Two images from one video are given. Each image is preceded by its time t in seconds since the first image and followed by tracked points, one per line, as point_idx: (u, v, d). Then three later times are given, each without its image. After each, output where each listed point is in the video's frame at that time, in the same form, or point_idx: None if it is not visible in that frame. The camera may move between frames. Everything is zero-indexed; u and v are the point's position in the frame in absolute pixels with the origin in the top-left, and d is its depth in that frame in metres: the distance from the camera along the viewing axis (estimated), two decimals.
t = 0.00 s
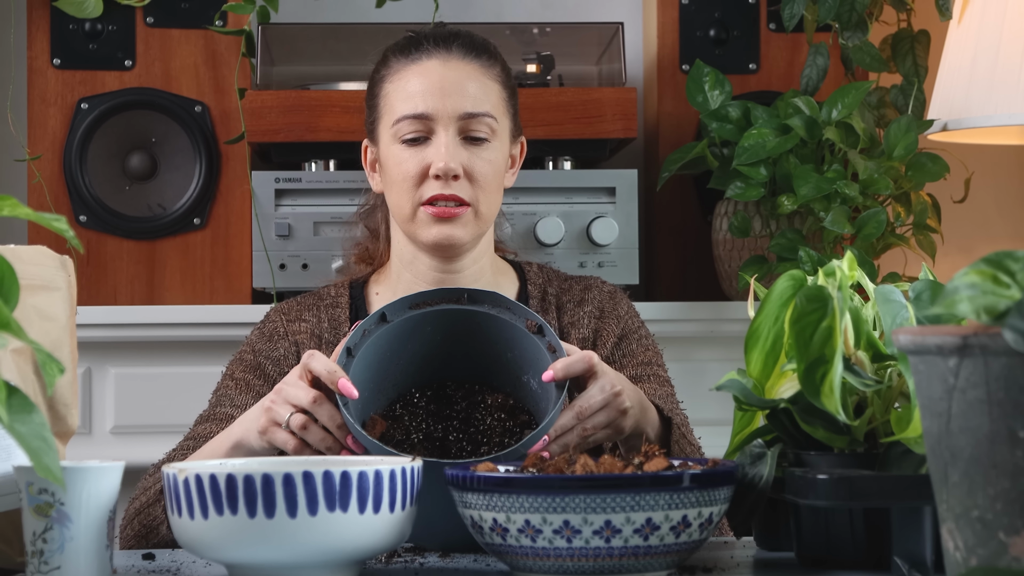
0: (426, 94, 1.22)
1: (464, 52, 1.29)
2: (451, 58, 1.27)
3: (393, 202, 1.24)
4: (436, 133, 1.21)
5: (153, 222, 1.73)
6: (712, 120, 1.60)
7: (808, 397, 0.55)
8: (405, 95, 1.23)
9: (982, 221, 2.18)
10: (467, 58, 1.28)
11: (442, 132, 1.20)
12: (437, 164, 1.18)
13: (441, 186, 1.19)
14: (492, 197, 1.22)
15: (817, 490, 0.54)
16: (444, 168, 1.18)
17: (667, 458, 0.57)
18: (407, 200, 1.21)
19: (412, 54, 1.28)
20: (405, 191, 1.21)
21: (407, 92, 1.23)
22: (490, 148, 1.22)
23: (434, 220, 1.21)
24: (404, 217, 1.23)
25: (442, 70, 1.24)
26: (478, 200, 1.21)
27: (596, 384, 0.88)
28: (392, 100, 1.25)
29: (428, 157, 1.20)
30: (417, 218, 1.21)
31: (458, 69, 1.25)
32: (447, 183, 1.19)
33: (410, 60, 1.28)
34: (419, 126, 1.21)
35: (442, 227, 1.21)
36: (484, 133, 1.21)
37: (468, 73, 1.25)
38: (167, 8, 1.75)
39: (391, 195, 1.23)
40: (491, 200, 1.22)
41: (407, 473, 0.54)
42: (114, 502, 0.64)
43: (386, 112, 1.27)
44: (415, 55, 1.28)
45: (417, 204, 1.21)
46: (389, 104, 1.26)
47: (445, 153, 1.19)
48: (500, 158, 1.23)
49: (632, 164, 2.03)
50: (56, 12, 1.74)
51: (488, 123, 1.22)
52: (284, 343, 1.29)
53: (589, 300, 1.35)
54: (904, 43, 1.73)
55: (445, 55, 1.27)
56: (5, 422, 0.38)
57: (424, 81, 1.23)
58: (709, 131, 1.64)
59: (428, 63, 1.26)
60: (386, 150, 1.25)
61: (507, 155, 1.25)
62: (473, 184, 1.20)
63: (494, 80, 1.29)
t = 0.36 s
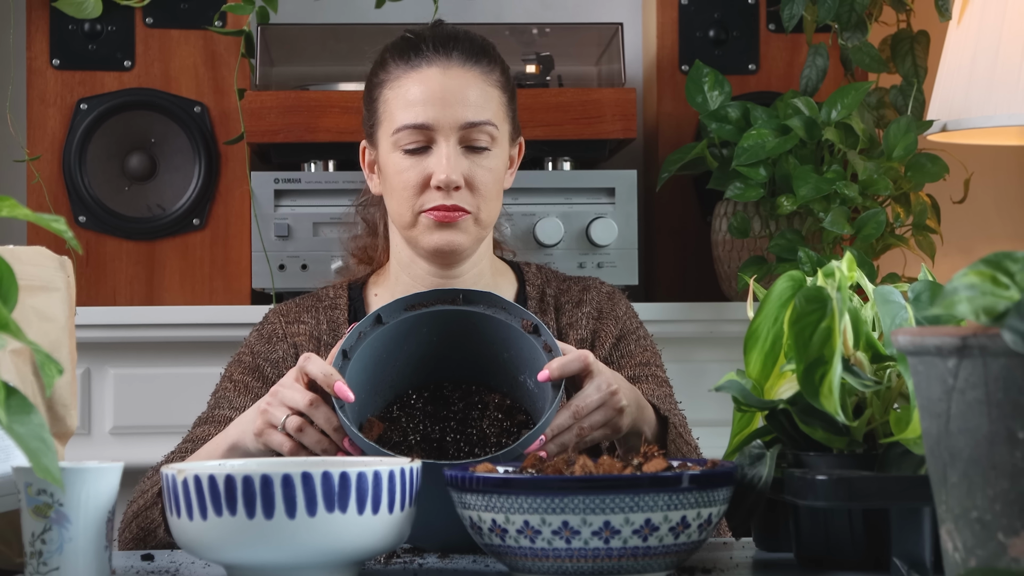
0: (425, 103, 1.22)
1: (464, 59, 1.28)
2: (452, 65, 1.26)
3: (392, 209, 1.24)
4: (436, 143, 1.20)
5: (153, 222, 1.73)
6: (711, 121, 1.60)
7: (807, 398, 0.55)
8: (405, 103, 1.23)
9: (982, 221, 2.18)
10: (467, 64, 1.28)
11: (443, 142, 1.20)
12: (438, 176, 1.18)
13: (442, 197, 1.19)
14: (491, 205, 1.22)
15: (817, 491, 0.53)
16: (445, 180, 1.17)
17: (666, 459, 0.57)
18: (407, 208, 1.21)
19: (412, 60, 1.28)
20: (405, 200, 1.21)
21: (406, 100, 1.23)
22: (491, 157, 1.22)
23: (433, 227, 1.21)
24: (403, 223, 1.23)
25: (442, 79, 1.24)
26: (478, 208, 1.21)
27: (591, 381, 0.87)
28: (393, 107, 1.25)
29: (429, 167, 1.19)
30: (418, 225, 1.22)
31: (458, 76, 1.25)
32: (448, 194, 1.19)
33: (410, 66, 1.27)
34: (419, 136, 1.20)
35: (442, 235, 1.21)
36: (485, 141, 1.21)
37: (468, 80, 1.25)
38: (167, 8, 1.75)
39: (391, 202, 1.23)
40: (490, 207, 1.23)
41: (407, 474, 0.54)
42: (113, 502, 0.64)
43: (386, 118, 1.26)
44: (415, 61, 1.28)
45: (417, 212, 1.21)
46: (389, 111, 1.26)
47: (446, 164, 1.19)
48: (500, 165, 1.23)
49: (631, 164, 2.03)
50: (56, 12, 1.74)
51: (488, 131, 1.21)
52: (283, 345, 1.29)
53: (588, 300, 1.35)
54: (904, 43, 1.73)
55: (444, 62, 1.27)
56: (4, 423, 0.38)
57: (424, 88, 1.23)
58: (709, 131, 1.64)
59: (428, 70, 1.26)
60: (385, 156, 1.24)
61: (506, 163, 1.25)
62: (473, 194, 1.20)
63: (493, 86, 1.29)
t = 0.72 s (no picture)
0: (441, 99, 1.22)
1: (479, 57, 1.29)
2: (468, 63, 1.27)
3: (415, 209, 1.23)
4: (460, 139, 1.20)
5: (151, 221, 1.73)
6: (709, 120, 1.60)
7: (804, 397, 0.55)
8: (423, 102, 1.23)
9: (980, 220, 2.18)
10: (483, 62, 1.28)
11: (467, 138, 1.20)
12: (467, 172, 1.17)
13: (470, 193, 1.18)
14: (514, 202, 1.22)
15: (814, 490, 0.54)
16: (474, 175, 1.17)
17: (663, 458, 0.57)
18: (433, 207, 1.20)
19: (427, 59, 1.28)
20: (432, 198, 1.20)
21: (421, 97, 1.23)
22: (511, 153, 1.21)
23: (460, 225, 1.20)
24: (428, 223, 1.22)
25: (460, 74, 1.25)
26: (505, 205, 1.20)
27: (574, 366, 0.89)
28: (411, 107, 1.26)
29: (458, 164, 1.19)
30: (443, 223, 1.20)
31: (475, 73, 1.26)
32: (476, 190, 1.18)
33: (425, 65, 1.28)
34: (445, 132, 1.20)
35: (467, 232, 1.20)
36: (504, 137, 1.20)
37: (485, 77, 1.25)
38: (164, 6, 1.74)
39: (413, 202, 1.22)
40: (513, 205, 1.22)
41: (404, 473, 0.54)
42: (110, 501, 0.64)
43: (403, 117, 1.27)
44: (430, 58, 1.29)
45: (443, 210, 1.20)
46: (407, 110, 1.26)
47: (473, 159, 1.18)
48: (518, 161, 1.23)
49: (630, 163, 2.03)
50: (53, 11, 1.74)
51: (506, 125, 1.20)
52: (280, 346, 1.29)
53: (588, 302, 1.35)
54: (902, 42, 1.74)
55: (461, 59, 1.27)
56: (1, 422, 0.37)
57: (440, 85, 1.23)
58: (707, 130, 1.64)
59: (445, 67, 1.26)
60: (402, 157, 1.24)
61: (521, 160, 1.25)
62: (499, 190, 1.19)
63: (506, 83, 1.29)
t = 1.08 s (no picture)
0: (425, 96, 1.22)
1: (466, 53, 1.29)
2: (452, 60, 1.27)
3: (392, 204, 1.23)
4: (434, 137, 1.20)
5: (148, 219, 1.73)
6: (707, 117, 1.60)
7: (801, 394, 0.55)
8: (405, 97, 1.23)
9: (978, 217, 2.18)
10: (469, 59, 1.28)
11: (441, 137, 1.20)
12: (433, 171, 1.17)
13: (437, 193, 1.18)
14: (489, 203, 1.21)
15: (811, 488, 0.53)
16: (440, 175, 1.17)
17: (661, 455, 0.57)
18: (404, 203, 1.20)
19: (415, 55, 1.28)
20: (403, 194, 1.20)
21: (407, 93, 1.23)
22: (490, 154, 1.21)
23: (428, 225, 1.20)
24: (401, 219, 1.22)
25: (444, 72, 1.25)
26: (475, 205, 1.20)
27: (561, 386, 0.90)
28: (394, 101, 1.25)
29: (426, 162, 1.19)
30: (415, 221, 1.20)
31: (459, 71, 1.25)
32: (443, 190, 1.18)
33: (411, 61, 1.28)
34: (417, 129, 1.20)
35: (440, 231, 1.20)
36: (485, 137, 1.21)
37: (470, 76, 1.25)
38: (161, 4, 1.74)
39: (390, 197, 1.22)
40: (488, 205, 1.22)
41: (401, 470, 0.54)
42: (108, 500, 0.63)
43: (387, 111, 1.26)
44: (417, 54, 1.28)
45: (413, 208, 1.20)
46: (390, 104, 1.26)
47: (443, 159, 1.18)
48: (500, 162, 1.23)
49: (628, 160, 2.03)
50: (51, 8, 1.74)
51: (488, 128, 1.22)
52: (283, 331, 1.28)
53: (598, 307, 1.35)
54: (900, 40, 1.74)
55: (446, 57, 1.27)
56: None
57: (426, 82, 1.23)
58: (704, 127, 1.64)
59: (428, 64, 1.26)
60: (386, 150, 1.24)
61: (507, 160, 1.25)
62: (470, 191, 1.20)
63: (496, 81, 1.28)
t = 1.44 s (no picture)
0: (435, 99, 1.21)
1: (475, 54, 1.29)
2: (461, 61, 1.27)
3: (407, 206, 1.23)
4: (444, 139, 1.20)
5: (149, 218, 1.73)
6: (707, 116, 1.60)
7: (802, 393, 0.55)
8: (415, 99, 1.22)
9: (977, 217, 2.19)
10: (478, 60, 1.28)
11: (451, 139, 1.20)
12: (444, 172, 1.17)
13: (450, 194, 1.18)
14: (503, 203, 1.22)
15: (813, 486, 0.54)
16: (451, 177, 1.17)
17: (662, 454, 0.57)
18: (418, 205, 1.20)
19: (425, 56, 1.28)
20: (416, 197, 1.19)
21: (418, 96, 1.22)
22: (502, 154, 1.21)
23: (442, 226, 1.20)
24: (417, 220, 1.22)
25: (454, 74, 1.24)
26: (488, 206, 1.20)
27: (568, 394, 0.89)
28: (405, 104, 1.25)
29: (438, 164, 1.18)
30: (429, 223, 1.20)
31: (468, 72, 1.25)
32: (455, 192, 1.18)
33: (421, 62, 1.28)
34: (429, 132, 1.19)
35: (453, 232, 1.20)
36: (496, 138, 1.21)
37: (480, 77, 1.25)
38: (162, 3, 1.74)
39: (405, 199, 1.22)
40: (502, 205, 1.22)
41: (403, 469, 0.54)
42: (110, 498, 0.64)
43: (400, 114, 1.26)
44: (426, 57, 1.28)
45: (427, 210, 1.19)
46: (402, 107, 1.26)
47: (454, 160, 1.18)
48: (512, 161, 1.23)
49: (629, 159, 2.03)
50: (51, 7, 1.74)
51: (498, 127, 1.21)
52: (320, 300, 1.29)
53: (615, 311, 1.35)
54: (900, 39, 1.74)
55: (455, 57, 1.27)
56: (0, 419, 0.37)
57: (435, 85, 1.23)
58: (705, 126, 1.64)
59: (437, 66, 1.26)
60: (400, 153, 1.24)
61: (519, 159, 1.25)
62: (482, 191, 1.20)
63: (505, 81, 1.28)
